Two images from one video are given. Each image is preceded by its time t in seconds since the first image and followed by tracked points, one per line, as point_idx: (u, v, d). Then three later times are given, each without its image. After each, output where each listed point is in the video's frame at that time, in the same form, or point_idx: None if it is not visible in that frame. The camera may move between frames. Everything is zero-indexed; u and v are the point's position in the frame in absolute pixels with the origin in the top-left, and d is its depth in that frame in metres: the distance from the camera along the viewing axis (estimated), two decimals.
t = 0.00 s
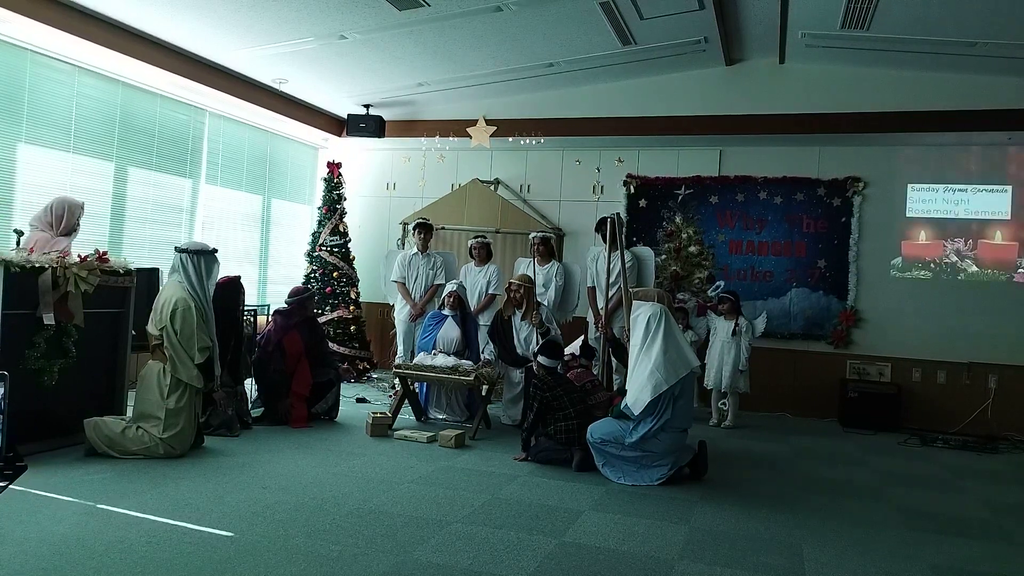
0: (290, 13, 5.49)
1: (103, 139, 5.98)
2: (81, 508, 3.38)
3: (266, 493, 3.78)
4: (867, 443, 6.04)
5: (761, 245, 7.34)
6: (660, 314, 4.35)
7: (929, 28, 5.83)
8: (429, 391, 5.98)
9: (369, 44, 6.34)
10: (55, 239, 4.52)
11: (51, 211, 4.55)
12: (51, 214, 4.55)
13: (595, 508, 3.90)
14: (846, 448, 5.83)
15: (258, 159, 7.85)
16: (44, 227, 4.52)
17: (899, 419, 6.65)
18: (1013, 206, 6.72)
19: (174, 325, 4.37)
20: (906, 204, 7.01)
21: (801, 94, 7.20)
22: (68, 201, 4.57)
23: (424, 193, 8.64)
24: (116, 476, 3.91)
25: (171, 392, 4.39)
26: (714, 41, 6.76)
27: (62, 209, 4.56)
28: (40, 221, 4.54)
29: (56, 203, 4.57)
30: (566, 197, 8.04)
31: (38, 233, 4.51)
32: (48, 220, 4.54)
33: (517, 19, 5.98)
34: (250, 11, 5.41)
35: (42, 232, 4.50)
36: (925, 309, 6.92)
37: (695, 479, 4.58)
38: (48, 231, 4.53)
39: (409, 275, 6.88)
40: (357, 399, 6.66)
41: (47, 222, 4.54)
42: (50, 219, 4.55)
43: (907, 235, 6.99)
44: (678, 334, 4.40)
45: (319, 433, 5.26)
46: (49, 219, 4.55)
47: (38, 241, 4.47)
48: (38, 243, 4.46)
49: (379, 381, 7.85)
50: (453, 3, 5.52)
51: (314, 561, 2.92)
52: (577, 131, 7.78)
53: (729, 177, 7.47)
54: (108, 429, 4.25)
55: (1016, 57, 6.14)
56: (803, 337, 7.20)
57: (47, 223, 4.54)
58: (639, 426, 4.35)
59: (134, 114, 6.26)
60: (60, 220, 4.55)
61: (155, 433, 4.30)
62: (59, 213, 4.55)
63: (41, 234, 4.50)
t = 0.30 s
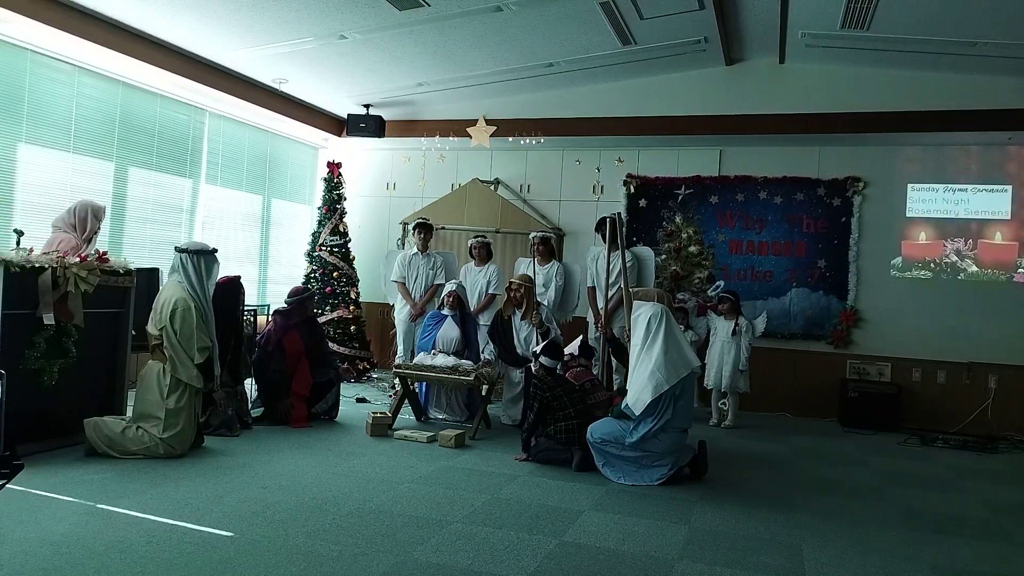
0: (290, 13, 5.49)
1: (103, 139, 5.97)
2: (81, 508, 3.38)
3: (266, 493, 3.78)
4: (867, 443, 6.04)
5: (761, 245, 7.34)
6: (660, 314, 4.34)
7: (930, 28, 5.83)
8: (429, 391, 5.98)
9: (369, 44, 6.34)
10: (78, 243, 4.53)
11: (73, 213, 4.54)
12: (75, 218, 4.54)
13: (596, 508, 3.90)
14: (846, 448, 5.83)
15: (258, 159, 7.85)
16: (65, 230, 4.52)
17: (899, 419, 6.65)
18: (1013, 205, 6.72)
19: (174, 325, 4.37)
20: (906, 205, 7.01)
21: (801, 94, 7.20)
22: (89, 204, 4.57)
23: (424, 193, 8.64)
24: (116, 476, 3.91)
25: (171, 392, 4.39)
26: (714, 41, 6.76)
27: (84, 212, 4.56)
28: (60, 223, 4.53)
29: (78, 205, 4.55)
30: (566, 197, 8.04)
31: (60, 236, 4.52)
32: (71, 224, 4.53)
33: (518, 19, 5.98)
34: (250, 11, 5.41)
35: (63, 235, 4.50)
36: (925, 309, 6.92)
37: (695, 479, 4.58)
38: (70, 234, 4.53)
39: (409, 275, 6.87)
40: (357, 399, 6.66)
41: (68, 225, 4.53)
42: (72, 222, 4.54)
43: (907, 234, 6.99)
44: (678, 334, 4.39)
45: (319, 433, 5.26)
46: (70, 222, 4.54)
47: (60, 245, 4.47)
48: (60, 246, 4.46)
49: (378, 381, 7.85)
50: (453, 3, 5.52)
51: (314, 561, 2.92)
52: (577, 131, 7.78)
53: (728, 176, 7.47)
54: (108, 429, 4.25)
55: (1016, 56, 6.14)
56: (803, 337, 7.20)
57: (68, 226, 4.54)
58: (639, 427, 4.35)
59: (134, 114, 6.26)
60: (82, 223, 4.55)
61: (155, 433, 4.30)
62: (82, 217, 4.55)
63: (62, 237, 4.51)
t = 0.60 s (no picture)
0: (290, 13, 5.49)
1: (103, 139, 5.98)
2: (81, 508, 3.38)
3: (266, 493, 3.78)
4: (867, 444, 6.04)
5: (761, 245, 7.34)
6: (661, 314, 4.34)
7: (930, 28, 5.83)
8: (428, 391, 5.98)
9: (369, 44, 6.34)
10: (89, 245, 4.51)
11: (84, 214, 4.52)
12: (86, 218, 4.52)
13: (596, 508, 3.90)
14: (846, 448, 5.83)
15: (258, 159, 7.85)
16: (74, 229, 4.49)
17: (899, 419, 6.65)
18: (1012, 205, 6.72)
19: (174, 325, 4.38)
20: (906, 205, 7.01)
21: (801, 95, 7.20)
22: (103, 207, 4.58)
23: (424, 193, 8.64)
24: (116, 476, 3.91)
25: (171, 392, 4.39)
26: (714, 41, 6.75)
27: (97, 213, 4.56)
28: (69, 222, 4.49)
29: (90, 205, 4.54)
30: (566, 197, 8.04)
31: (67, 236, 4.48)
32: (83, 224, 4.51)
33: (518, 19, 5.98)
34: (250, 11, 5.41)
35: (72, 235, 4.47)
36: (924, 309, 6.92)
37: (695, 479, 4.59)
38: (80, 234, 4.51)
39: (409, 275, 6.87)
40: (357, 399, 6.66)
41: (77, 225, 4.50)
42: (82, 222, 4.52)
43: (907, 234, 6.99)
44: (680, 334, 4.39)
45: (319, 433, 5.26)
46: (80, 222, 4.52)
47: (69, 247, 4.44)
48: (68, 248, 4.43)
49: (378, 381, 7.86)
50: (453, 3, 5.52)
51: (314, 561, 2.92)
52: (577, 131, 7.79)
53: (729, 177, 7.47)
54: (108, 429, 4.25)
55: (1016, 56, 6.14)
56: (803, 337, 7.19)
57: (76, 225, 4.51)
58: (640, 427, 4.35)
59: (134, 114, 6.26)
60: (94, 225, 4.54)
61: (155, 433, 4.30)
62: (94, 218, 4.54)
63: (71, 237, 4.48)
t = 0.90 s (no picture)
0: (291, 13, 5.49)
1: (103, 139, 5.98)
2: (81, 508, 3.38)
3: (266, 494, 3.78)
4: (866, 444, 6.04)
5: (761, 245, 7.34)
6: (662, 315, 4.34)
7: (929, 28, 5.84)
8: (428, 391, 5.98)
9: (370, 44, 6.34)
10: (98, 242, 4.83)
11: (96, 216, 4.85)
12: (95, 220, 4.84)
13: (596, 508, 3.90)
14: (846, 448, 5.83)
15: (258, 159, 7.85)
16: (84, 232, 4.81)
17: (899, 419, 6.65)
18: (1013, 206, 6.72)
19: (174, 325, 4.38)
20: (906, 205, 7.01)
21: (801, 95, 7.20)
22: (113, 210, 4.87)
23: (424, 193, 8.64)
24: (116, 476, 3.91)
25: (171, 392, 4.39)
26: (714, 41, 6.75)
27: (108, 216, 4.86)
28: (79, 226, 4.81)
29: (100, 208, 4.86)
30: (566, 197, 8.04)
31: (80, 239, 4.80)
32: (92, 226, 4.83)
33: (518, 19, 5.98)
34: (250, 11, 5.41)
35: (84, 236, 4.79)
36: (924, 309, 6.92)
37: (695, 480, 4.58)
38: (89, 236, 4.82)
39: (409, 276, 6.87)
40: (357, 399, 6.66)
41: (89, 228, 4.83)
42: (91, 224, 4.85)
43: (908, 234, 6.99)
44: (680, 335, 4.39)
45: (319, 433, 5.26)
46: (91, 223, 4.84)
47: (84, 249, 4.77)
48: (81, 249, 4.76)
49: (379, 381, 7.85)
50: (453, 3, 5.52)
51: (314, 561, 2.92)
52: (577, 131, 7.79)
53: (729, 176, 7.47)
54: (108, 429, 4.25)
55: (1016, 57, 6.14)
56: (803, 337, 7.19)
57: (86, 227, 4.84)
58: (640, 427, 4.36)
59: (134, 114, 6.26)
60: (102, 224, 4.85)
61: (155, 433, 4.30)
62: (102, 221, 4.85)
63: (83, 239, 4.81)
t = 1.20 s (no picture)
0: (291, 13, 5.49)
1: (103, 139, 5.97)
2: (81, 508, 3.38)
3: (266, 494, 3.78)
4: (866, 444, 6.04)
5: (761, 245, 7.34)
6: (662, 316, 4.34)
7: (930, 28, 5.84)
8: (428, 391, 5.98)
9: (370, 44, 6.34)
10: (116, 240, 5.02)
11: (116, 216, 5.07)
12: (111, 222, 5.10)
13: (596, 508, 3.90)
14: (846, 448, 5.82)
15: (258, 159, 7.85)
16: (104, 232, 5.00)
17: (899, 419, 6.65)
18: (1013, 205, 6.72)
19: (174, 325, 4.38)
20: (906, 205, 7.01)
21: (801, 95, 7.20)
22: (134, 213, 5.15)
23: (424, 193, 8.64)
24: (116, 476, 3.91)
25: (171, 392, 4.39)
26: (714, 41, 6.75)
27: (128, 219, 5.11)
28: (97, 225, 5.04)
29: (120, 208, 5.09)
30: (567, 197, 8.03)
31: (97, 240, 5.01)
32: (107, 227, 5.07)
33: (518, 19, 5.97)
34: (250, 11, 5.40)
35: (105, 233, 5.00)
36: (924, 309, 6.92)
37: (695, 480, 4.59)
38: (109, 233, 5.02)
39: (409, 276, 6.87)
40: (357, 399, 6.66)
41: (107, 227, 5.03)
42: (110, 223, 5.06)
43: (907, 234, 6.99)
44: (680, 335, 4.39)
45: (319, 433, 5.26)
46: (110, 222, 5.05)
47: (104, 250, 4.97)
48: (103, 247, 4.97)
49: (379, 381, 7.85)
50: (452, 3, 5.52)
51: (314, 562, 2.92)
52: (577, 131, 7.79)
53: (729, 177, 7.46)
54: (108, 429, 4.25)
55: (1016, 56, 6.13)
56: (803, 337, 7.19)
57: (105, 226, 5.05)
58: (640, 428, 4.36)
59: (134, 114, 6.26)
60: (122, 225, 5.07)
61: (155, 433, 4.30)
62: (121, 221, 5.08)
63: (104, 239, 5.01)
